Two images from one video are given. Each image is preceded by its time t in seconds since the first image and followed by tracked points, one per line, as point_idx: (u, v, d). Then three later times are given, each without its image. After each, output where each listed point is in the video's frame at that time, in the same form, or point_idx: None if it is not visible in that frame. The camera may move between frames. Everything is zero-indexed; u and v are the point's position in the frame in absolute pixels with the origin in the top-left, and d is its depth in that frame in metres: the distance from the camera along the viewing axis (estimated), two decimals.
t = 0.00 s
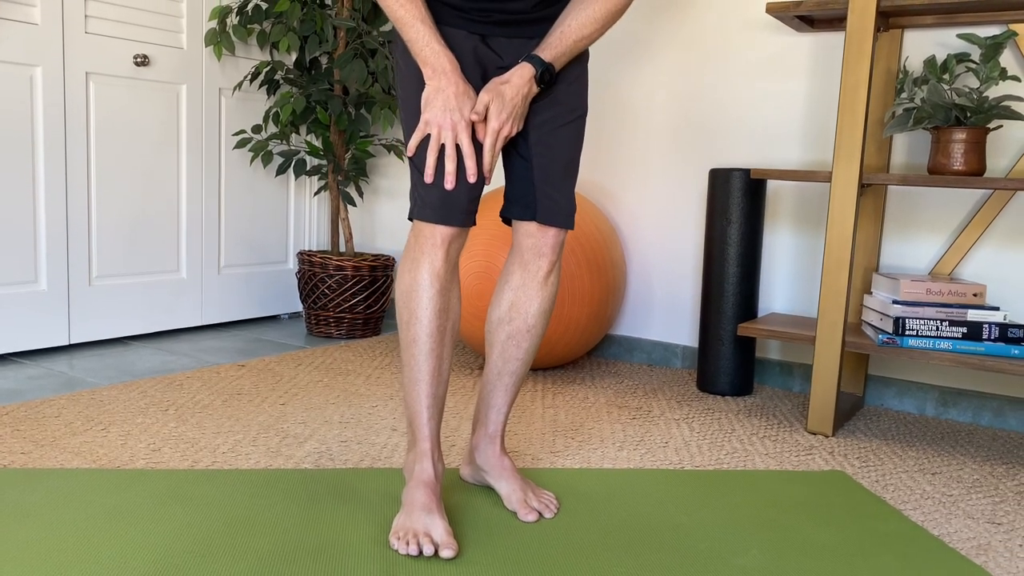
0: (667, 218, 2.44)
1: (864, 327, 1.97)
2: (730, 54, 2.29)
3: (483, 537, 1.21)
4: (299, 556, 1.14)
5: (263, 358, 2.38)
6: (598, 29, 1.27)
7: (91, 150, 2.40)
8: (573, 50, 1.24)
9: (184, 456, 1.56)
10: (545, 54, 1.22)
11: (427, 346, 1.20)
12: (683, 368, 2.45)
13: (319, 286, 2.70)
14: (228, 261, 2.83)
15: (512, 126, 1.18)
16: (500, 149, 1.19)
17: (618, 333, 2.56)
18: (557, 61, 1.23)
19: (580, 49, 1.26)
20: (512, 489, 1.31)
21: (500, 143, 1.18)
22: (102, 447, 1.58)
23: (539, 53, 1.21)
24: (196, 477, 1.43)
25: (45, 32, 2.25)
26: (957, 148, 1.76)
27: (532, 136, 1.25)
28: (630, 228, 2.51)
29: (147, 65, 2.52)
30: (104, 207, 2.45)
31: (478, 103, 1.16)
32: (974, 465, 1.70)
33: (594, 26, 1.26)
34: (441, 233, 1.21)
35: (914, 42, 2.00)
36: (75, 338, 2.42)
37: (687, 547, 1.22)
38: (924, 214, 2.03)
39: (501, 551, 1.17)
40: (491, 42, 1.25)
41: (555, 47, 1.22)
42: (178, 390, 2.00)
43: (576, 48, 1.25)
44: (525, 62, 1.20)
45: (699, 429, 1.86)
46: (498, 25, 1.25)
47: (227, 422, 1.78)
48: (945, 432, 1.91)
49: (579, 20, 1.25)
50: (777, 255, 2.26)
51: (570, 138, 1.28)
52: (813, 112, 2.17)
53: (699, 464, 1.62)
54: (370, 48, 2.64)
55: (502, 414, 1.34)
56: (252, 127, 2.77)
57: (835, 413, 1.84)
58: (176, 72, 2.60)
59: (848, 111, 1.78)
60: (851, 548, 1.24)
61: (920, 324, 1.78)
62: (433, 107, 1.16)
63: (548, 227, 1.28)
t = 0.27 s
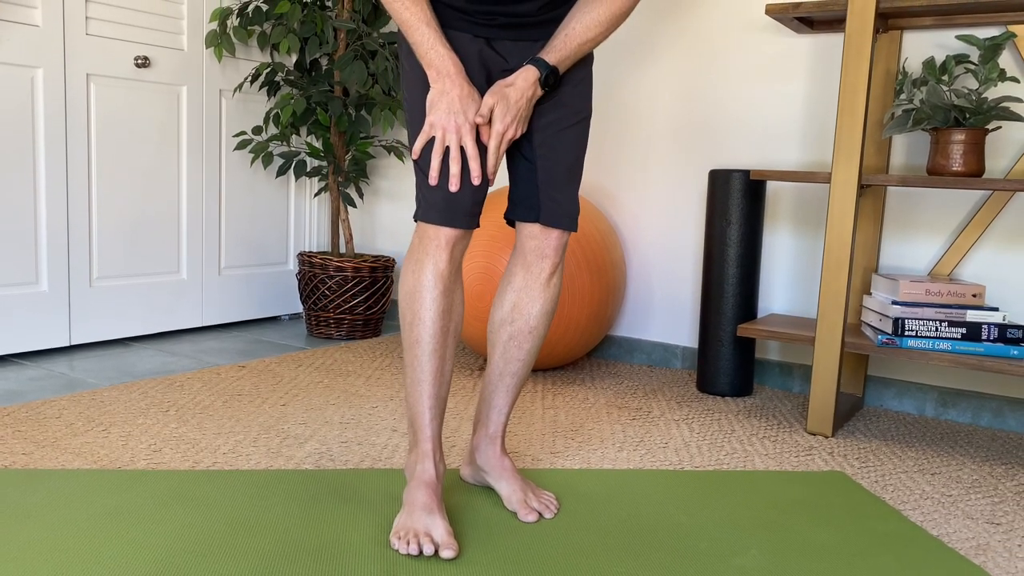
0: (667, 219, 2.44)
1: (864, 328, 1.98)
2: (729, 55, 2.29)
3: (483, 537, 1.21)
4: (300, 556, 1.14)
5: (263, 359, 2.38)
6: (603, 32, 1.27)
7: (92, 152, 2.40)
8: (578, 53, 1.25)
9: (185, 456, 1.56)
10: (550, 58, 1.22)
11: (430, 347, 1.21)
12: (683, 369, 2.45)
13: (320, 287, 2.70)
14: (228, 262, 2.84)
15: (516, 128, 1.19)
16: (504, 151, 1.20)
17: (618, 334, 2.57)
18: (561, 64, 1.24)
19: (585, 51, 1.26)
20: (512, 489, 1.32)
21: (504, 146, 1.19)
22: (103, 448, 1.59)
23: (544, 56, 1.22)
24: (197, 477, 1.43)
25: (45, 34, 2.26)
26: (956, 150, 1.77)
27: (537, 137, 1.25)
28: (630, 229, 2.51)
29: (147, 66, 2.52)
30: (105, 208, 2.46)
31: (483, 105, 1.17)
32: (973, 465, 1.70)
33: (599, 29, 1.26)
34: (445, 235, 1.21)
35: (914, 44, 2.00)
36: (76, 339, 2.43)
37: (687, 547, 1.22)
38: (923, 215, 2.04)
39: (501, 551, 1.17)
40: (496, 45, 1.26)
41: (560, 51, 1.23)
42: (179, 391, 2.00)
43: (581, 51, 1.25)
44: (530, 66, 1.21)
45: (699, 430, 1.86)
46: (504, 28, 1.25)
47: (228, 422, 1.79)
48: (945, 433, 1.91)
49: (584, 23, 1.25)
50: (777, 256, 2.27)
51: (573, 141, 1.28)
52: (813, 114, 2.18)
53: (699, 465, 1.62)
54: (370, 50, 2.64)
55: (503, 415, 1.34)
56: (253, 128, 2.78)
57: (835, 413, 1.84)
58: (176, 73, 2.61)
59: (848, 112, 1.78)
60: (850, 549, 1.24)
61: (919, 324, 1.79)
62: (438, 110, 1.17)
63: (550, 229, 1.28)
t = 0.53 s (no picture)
0: (666, 220, 2.45)
1: (863, 328, 1.98)
2: (728, 56, 2.29)
3: (482, 538, 1.22)
4: (300, 557, 1.14)
5: (263, 359, 2.38)
6: (603, 36, 1.28)
7: (92, 153, 2.41)
8: (579, 57, 1.25)
9: (185, 457, 1.57)
10: (550, 63, 1.23)
11: (431, 347, 1.21)
12: (682, 369, 2.45)
13: (319, 288, 2.70)
14: (228, 263, 2.84)
15: (519, 133, 1.20)
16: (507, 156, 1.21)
17: (617, 334, 2.57)
18: (562, 70, 1.24)
19: (585, 55, 1.27)
20: (512, 490, 1.32)
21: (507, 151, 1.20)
22: (103, 448, 1.59)
23: (544, 62, 1.23)
24: (197, 478, 1.43)
25: (46, 35, 2.26)
26: (954, 150, 1.77)
27: (538, 139, 1.25)
28: (630, 230, 2.52)
29: (148, 68, 2.53)
30: (105, 209, 2.46)
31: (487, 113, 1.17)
32: (972, 466, 1.70)
33: (599, 33, 1.27)
34: (447, 236, 1.21)
35: (912, 44, 2.01)
36: (76, 340, 2.43)
37: (686, 548, 1.22)
38: (922, 216, 2.04)
39: (501, 552, 1.17)
40: (497, 47, 1.26)
41: (560, 56, 1.24)
42: (179, 392, 2.01)
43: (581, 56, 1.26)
44: (530, 72, 1.21)
45: (698, 430, 1.86)
46: (505, 30, 1.25)
47: (228, 423, 1.79)
48: (944, 433, 1.92)
49: (584, 27, 1.26)
50: (776, 257, 2.27)
51: (573, 143, 1.28)
52: (812, 114, 2.18)
53: (698, 465, 1.63)
54: (370, 51, 2.64)
55: (502, 416, 1.34)
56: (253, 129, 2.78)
57: (834, 414, 1.85)
58: (177, 74, 2.61)
59: (847, 112, 1.79)
60: (849, 549, 1.24)
61: (918, 325, 1.79)
62: (428, 118, 1.18)
63: (551, 231, 1.29)
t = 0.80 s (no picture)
0: (666, 220, 2.45)
1: (862, 328, 1.98)
2: (728, 56, 2.30)
3: (482, 537, 1.22)
4: (300, 557, 1.14)
5: (263, 360, 2.38)
6: (603, 40, 1.28)
7: (92, 153, 2.41)
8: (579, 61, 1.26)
9: (185, 457, 1.57)
10: (549, 68, 1.23)
11: (432, 347, 1.21)
12: (682, 369, 2.46)
13: (319, 288, 2.70)
14: (228, 263, 2.84)
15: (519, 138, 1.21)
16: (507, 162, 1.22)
17: (617, 334, 2.57)
18: (561, 74, 1.25)
19: (585, 59, 1.27)
20: (511, 490, 1.32)
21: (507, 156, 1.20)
22: (103, 448, 1.59)
23: (544, 67, 1.23)
24: (197, 478, 1.43)
25: (46, 35, 2.26)
26: (954, 150, 1.77)
27: (538, 140, 1.25)
28: (630, 230, 2.52)
29: (147, 68, 2.53)
30: (105, 209, 2.46)
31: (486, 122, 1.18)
32: (971, 465, 1.70)
33: (599, 37, 1.27)
34: (449, 235, 1.21)
35: (911, 44, 2.01)
36: (76, 340, 2.43)
37: (686, 547, 1.23)
38: (922, 216, 2.04)
39: (500, 551, 1.18)
40: (499, 48, 1.26)
41: (560, 61, 1.24)
42: (178, 392, 2.01)
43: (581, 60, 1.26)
44: (530, 77, 1.22)
45: (698, 430, 1.87)
46: (506, 32, 1.25)
47: (227, 423, 1.79)
48: (943, 433, 1.92)
49: (584, 31, 1.26)
50: (776, 257, 2.27)
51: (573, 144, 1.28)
52: (812, 114, 2.18)
53: (697, 465, 1.63)
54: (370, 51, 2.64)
55: (502, 416, 1.34)
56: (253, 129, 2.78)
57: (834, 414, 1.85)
58: (177, 74, 2.61)
59: (847, 112, 1.79)
60: (849, 548, 1.24)
61: (918, 325, 1.79)
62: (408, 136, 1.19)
63: (550, 231, 1.29)
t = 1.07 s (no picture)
0: (666, 220, 2.45)
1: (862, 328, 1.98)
2: (728, 56, 2.30)
3: (482, 537, 1.22)
4: (301, 556, 1.14)
5: (263, 360, 2.38)
6: (607, 42, 1.28)
7: (93, 154, 2.41)
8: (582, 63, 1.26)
9: (185, 457, 1.57)
10: (554, 70, 1.24)
11: (440, 345, 1.18)
12: (682, 369, 2.46)
13: (320, 288, 2.71)
14: (229, 264, 2.85)
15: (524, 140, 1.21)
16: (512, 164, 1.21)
17: (617, 334, 2.57)
18: (566, 76, 1.25)
19: (589, 61, 1.28)
20: (511, 490, 1.32)
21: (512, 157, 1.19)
22: (104, 448, 1.59)
23: (548, 69, 1.24)
24: (198, 478, 1.43)
25: (46, 36, 2.27)
26: (953, 150, 1.77)
27: (540, 140, 1.26)
28: (630, 229, 2.52)
29: (148, 69, 2.53)
30: (106, 209, 2.46)
31: (492, 125, 1.17)
32: (971, 464, 1.70)
33: (603, 39, 1.27)
34: (459, 231, 1.18)
35: (911, 44, 2.01)
36: (77, 340, 2.44)
37: (686, 547, 1.23)
38: (922, 216, 2.04)
39: (501, 551, 1.18)
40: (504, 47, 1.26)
41: (564, 63, 1.24)
42: (179, 392, 2.01)
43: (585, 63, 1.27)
44: (534, 79, 1.22)
45: (698, 430, 1.87)
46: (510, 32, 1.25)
47: (228, 423, 1.79)
48: (943, 432, 1.92)
49: (588, 34, 1.26)
50: (776, 257, 2.27)
51: (575, 144, 1.29)
52: (811, 114, 2.18)
53: (697, 464, 1.63)
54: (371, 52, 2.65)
55: (504, 416, 1.35)
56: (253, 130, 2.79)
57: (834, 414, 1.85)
58: (177, 75, 2.62)
59: (847, 112, 1.79)
60: (849, 548, 1.25)
61: (918, 324, 1.79)
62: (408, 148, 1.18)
63: (551, 231, 1.29)
